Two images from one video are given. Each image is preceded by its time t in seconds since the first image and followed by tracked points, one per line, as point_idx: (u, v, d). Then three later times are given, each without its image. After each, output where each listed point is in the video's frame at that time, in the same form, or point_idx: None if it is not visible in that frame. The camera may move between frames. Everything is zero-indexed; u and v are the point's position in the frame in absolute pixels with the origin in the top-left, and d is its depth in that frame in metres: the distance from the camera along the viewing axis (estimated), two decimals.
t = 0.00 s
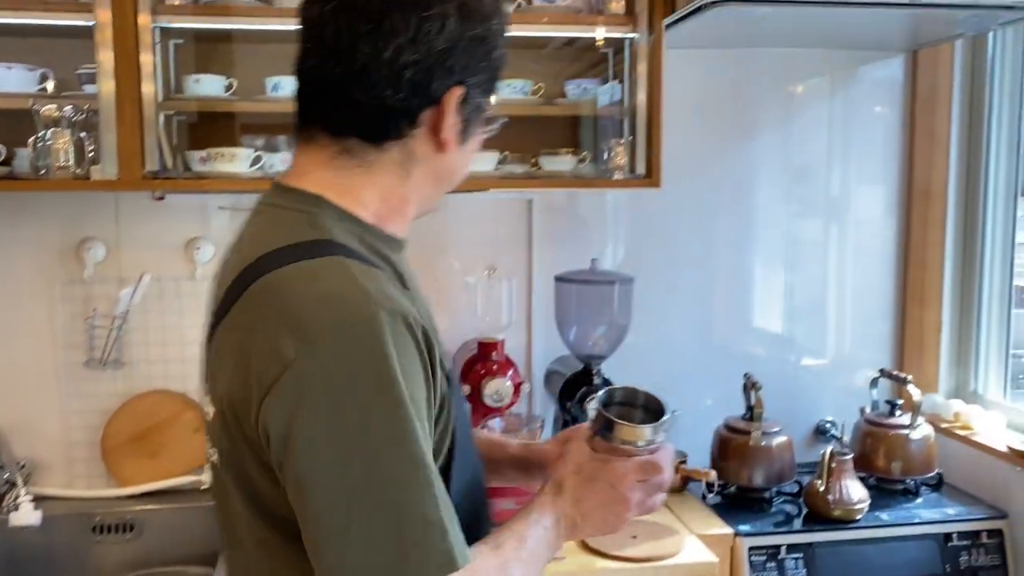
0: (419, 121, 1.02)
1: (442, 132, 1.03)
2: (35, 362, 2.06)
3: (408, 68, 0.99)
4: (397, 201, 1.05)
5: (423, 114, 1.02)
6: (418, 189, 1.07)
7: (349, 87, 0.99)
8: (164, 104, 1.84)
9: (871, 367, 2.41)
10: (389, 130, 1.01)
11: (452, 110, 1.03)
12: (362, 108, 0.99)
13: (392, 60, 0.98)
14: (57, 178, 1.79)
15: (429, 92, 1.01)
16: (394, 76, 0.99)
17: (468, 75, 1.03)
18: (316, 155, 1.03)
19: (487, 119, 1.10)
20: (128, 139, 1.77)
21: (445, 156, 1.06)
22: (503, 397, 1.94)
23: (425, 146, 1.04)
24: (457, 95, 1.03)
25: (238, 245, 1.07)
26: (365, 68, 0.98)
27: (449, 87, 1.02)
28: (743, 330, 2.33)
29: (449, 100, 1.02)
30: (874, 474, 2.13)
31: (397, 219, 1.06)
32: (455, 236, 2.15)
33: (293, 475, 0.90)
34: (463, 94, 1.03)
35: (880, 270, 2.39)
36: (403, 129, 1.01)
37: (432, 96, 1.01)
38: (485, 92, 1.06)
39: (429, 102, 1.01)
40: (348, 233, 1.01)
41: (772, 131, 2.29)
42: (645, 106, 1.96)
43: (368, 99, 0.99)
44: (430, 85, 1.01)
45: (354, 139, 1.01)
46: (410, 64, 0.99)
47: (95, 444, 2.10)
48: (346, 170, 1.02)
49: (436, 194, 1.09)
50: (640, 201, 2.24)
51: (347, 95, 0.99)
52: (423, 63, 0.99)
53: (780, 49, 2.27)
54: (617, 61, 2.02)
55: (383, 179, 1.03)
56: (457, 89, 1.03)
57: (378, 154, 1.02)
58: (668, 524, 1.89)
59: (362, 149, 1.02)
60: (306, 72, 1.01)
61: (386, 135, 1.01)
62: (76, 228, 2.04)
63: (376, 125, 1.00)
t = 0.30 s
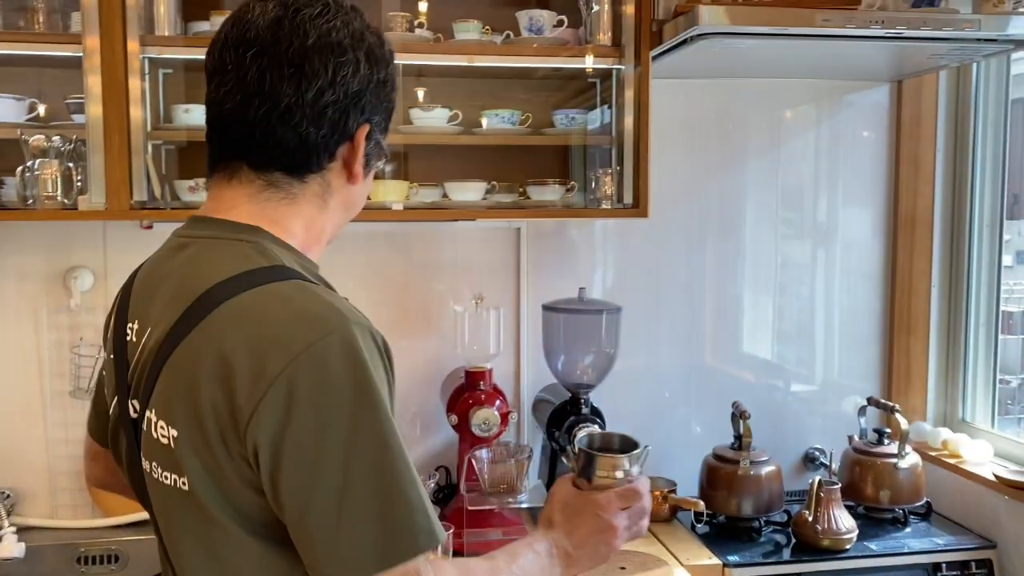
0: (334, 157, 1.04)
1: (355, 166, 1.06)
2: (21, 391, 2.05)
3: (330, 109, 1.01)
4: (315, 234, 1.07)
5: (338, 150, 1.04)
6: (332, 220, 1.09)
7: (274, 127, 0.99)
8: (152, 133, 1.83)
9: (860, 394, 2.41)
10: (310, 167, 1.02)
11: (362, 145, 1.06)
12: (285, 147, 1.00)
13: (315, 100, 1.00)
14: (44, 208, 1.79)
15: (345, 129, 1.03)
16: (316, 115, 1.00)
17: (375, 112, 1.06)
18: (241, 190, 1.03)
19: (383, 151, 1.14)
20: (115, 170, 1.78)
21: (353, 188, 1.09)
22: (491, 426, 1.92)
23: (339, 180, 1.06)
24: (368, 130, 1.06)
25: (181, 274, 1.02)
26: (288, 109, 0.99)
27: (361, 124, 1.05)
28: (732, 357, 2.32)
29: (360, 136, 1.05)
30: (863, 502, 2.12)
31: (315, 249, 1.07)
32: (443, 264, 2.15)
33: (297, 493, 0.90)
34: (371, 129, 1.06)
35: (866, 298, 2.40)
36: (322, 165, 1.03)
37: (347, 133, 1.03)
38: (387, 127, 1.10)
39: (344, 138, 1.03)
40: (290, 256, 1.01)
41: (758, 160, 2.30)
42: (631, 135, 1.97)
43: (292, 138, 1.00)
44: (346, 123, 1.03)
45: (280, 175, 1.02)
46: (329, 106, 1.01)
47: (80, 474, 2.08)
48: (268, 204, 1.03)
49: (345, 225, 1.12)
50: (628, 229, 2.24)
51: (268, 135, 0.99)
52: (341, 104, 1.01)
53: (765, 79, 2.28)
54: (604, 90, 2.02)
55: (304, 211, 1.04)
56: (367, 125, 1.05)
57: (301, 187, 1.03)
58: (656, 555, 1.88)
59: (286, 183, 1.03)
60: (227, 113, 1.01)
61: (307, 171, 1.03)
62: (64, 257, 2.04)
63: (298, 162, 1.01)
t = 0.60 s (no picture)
0: (295, 176, 1.19)
1: (315, 183, 1.21)
2: (48, 392, 2.09)
3: (289, 137, 1.15)
4: (281, 241, 1.22)
5: (299, 170, 1.19)
6: (298, 229, 1.24)
7: (243, 152, 1.14)
8: (177, 138, 1.83)
9: (880, 399, 2.40)
10: (274, 184, 1.18)
11: (320, 167, 1.21)
12: (253, 170, 1.16)
13: (275, 130, 1.15)
14: (72, 213, 1.83)
15: (303, 152, 1.17)
16: (277, 141, 1.15)
17: (331, 138, 1.21)
18: (219, 204, 1.19)
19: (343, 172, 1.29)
20: (142, 175, 1.82)
21: (315, 202, 1.23)
22: (507, 429, 1.95)
23: (301, 196, 1.21)
24: (324, 154, 1.20)
25: (173, 254, 1.20)
26: (253, 137, 1.14)
27: (319, 149, 1.19)
28: (751, 361, 2.32)
29: (318, 159, 1.20)
30: (881, 508, 2.12)
31: (283, 253, 1.23)
32: (461, 268, 2.18)
33: (239, 419, 1.04)
34: (328, 153, 1.21)
35: (884, 303, 2.39)
36: (285, 184, 1.18)
37: (306, 156, 1.18)
38: (344, 152, 1.25)
39: (303, 160, 1.18)
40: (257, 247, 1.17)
41: (777, 165, 2.30)
42: (649, 140, 1.98)
43: (258, 161, 1.15)
44: (304, 148, 1.17)
45: (250, 191, 1.18)
46: (288, 134, 1.15)
47: (106, 473, 2.12)
48: (241, 216, 1.19)
49: (310, 234, 1.27)
50: (646, 234, 2.25)
51: (237, 159, 1.15)
52: (298, 132, 1.16)
53: (784, 84, 2.29)
54: (622, 95, 2.03)
55: (271, 221, 1.20)
56: (323, 149, 1.20)
57: (269, 201, 1.19)
58: (673, 557, 1.88)
59: (256, 197, 1.18)
60: (204, 145, 1.17)
61: (273, 188, 1.18)
62: (91, 261, 2.08)
63: (264, 180, 1.17)
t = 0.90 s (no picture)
0: (291, 178, 1.27)
1: (310, 185, 1.29)
2: (80, 390, 2.12)
3: (284, 142, 1.23)
4: (279, 239, 1.31)
5: (295, 173, 1.27)
6: (296, 229, 1.32)
7: (243, 156, 1.24)
8: (206, 140, 1.85)
9: (913, 401, 2.36)
10: (272, 185, 1.26)
11: (316, 171, 1.28)
12: (252, 172, 1.25)
13: (271, 136, 1.23)
14: (104, 214, 1.85)
15: (298, 156, 1.25)
16: (273, 145, 1.23)
17: (326, 145, 1.28)
18: (225, 202, 1.29)
19: (343, 178, 1.36)
20: (171, 176, 1.83)
21: (312, 204, 1.31)
22: (533, 430, 1.94)
23: (297, 197, 1.29)
24: (319, 159, 1.28)
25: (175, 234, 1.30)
26: (251, 142, 1.23)
27: (313, 155, 1.27)
28: (780, 362, 2.29)
29: (314, 164, 1.27)
30: (914, 512, 2.08)
31: (280, 249, 1.31)
32: (487, 267, 2.17)
33: (213, 380, 1.13)
34: (324, 159, 1.29)
35: (919, 303, 2.34)
36: (282, 184, 1.27)
37: (301, 161, 1.26)
38: (341, 159, 1.32)
39: (298, 164, 1.26)
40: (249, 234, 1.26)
41: (808, 164, 2.27)
42: (678, 139, 1.96)
43: (256, 164, 1.24)
44: (298, 152, 1.25)
45: (250, 191, 1.27)
46: (283, 140, 1.24)
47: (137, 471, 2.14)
48: (242, 213, 1.28)
49: (309, 234, 1.34)
50: (676, 233, 2.23)
51: (238, 161, 1.25)
52: (293, 139, 1.24)
53: (815, 82, 2.25)
54: (650, 93, 2.02)
55: (268, 219, 1.29)
56: (318, 155, 1.28)
57: (267, 201, 1.28)
58: (699, 559, 1.87)
59: (256, 197, 1.27)
60: (211, 150, 1.27)
61: (271, 189, 1.27)
62: (122, 261, 2.11)
63: (262, 181, 1.25)
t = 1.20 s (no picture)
0: (281, 179, 1.29)
1: (300, 186, 1.30)
2: (102, 389, 2.15)
3: (272, 145, 1.25)
4: (273, 238, 1.33)
5: (285, 175, 1.28)
6: (289, 228, 1.35)
7: (235, 156, 1.26)
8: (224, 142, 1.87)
9: (933, 402, 2.34)
10: (263, 186, 1.28)
11: (306, 172, 1.30)
12: (244, 172, 1.27)
13: (261, 138, 1.24)
14: (125, 214, 1.87)
15: (287, 158, 1.27)
16: (262, 148, 1.25)
17: (317, 147, 1.29)
18: (220, 202, 1.31)
19: (337, 178, 1.37)
20: (188, 177, 1.85)
21: (304, 205, 1.33)
22: (550, 430, 1.94)
23: (288, 197, 1.31)
24: (309, 161, 1.29)
25: (179, 237, 1.31)
26: (242, 143, 1.25)
27: (303, 156, 1.28)
28: (800, 363, 2.28)
29: (303, 165, 1.29)
30: (933, 514, 2.06)
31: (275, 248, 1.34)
32: (504, 268, 2.18)
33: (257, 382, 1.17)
34: (314, 161, 1.30)
35: (939, 304, 2.32)
36: (272, 185, 1.29)
37: (290, 162, 1.27)
38: (333, 160, 1.33)
39: (288, 165, 1.28)
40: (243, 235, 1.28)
41: (828, 163, 2.25)
42: (694, 139, 1.96)
43: (246, 165, 1.26)
44: (287, 154, 1.26)
45: (244, 192, 1.29)
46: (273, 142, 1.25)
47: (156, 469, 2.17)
48: (237, 213, 1.30)
49: (303, 232, 1.37)
50: (695, 233, 2.23)
51: (230, 162, 1.27)
52: (282, 140, 1.25)
53: (835, 81, 2.24)
54: (667, 94, 2.01)
55: (262, 220, 1.31)
56: (309, 156, 1.29)
57: (259, 201, 1.30)
58: (716, 560, 1.86)
59: (249, 197, 1.29)
60: (207, 149, 1.29)
61: (262, 190, 1.29)
62: (143, 261, 2.13)
63: (254, 182, 1.27)
